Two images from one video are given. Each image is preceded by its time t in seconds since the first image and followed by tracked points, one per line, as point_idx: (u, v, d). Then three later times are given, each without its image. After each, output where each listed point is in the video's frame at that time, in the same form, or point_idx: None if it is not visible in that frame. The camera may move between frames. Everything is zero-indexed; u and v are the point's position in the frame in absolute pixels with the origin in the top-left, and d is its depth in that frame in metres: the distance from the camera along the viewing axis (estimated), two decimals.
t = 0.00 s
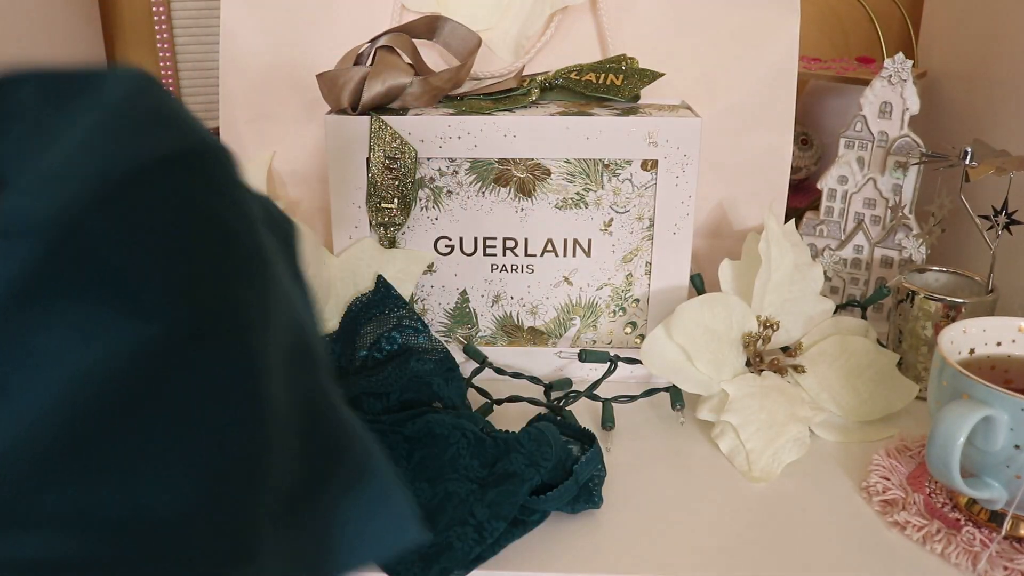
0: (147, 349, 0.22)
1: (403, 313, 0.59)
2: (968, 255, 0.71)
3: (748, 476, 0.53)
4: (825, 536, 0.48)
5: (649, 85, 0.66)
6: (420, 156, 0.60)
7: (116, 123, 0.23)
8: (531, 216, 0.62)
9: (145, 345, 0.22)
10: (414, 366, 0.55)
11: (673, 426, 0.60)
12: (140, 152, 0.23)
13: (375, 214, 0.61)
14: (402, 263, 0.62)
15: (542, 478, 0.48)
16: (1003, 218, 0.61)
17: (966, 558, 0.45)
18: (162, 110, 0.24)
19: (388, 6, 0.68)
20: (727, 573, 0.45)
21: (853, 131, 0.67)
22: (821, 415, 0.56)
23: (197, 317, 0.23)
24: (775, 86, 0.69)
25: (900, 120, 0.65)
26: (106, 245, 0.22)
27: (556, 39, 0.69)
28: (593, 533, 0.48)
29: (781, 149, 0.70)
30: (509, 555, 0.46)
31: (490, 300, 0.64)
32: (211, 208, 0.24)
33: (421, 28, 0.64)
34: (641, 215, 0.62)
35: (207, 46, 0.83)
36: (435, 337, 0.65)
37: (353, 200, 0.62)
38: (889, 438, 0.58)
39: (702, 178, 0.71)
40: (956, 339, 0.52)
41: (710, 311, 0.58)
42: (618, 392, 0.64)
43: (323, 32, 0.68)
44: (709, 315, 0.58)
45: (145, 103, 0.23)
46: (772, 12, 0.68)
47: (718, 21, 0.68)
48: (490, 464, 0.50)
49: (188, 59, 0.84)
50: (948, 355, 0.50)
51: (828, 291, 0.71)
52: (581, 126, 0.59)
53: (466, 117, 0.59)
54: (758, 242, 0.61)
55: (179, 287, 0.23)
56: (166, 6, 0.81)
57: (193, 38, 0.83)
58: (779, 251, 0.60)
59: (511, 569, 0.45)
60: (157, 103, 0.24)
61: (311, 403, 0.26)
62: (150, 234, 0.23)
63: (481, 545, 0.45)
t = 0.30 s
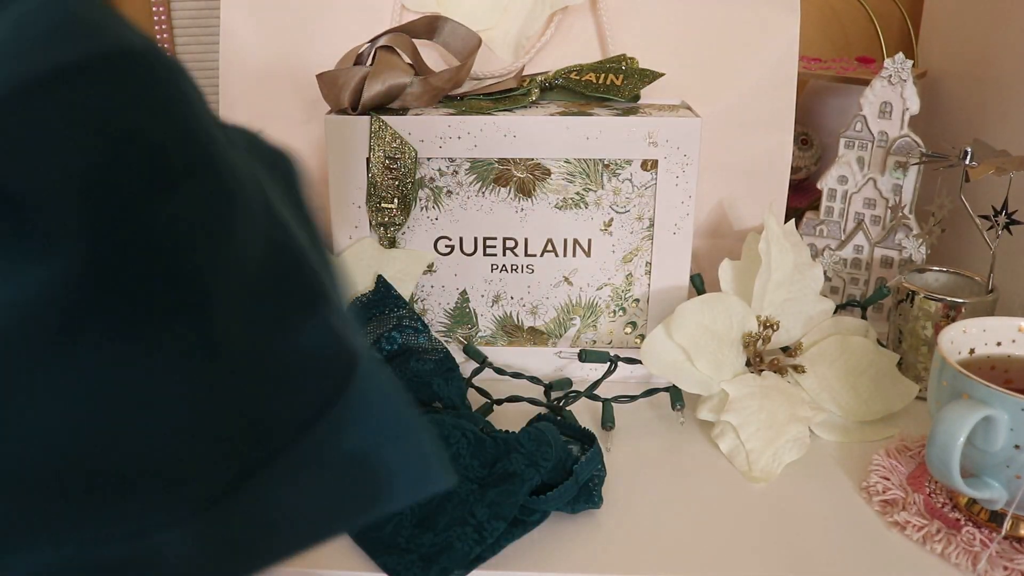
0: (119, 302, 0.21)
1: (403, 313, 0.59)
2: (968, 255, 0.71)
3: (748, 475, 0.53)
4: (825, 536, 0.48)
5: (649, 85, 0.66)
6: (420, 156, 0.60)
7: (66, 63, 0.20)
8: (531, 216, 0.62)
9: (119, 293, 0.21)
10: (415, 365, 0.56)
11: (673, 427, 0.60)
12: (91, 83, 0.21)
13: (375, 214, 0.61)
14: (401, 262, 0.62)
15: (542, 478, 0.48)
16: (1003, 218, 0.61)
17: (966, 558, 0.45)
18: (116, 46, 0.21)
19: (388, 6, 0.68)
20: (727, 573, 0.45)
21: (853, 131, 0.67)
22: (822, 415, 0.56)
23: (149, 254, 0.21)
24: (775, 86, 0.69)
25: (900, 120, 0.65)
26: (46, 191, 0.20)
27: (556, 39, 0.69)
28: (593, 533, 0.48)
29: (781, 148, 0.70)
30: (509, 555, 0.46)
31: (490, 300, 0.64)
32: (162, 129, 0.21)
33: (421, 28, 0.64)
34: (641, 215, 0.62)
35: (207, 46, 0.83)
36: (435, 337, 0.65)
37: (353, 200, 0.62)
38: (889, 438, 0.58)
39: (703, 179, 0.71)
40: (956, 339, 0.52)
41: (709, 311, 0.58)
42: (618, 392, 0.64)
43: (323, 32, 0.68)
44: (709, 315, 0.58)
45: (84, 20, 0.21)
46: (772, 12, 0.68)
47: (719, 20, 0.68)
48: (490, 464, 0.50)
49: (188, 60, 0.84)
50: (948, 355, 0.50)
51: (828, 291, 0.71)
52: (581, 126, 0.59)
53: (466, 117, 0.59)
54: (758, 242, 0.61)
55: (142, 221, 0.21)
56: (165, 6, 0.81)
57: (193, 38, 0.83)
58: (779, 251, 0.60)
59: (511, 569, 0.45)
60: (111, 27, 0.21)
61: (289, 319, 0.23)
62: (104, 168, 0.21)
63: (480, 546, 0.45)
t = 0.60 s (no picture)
0: (49, 421, 0.15)
1: (403, 313, 0.59)
2: (967, 255, 0.71)
3: (748, 476, 0.53)
4: (825, 536, 0.48)
5: (649, 85, 0.66)
6: (420, 156, 0.60)
7: (47, 144, 0.15)
8: (531, 216, 0.62)
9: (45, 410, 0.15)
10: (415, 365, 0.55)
11: (673, 427, 0.60)
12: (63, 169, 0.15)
13: (375, 213, 0.61)
14: (402, 262, 0.62)
15: (542, 478, 0.48)
16: (1003, 218, 0.61)
17: (966, 558, 0.45)
18: (114, 123, 0.16)
19: (388, 6, 0.68)
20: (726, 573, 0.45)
21: (853, 131, 0.67)
22: (821, 415, 0.56)
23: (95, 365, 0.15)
24: (774, 86, 0.69)
25: (900, 120, 0.65)
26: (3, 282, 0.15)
27: (556, 39, 0.70)
28: (593, 534, 0.48)
29: (781, 149, 0.70)
30: (508, 555, 0.46)
31: (490, 300, 0.64)
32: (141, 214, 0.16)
33: (421, 28, 0.64)
34: (641, 215, 0.62)
35: (207, 47, 0.83)
36: (436, 337, 0.65)
37: (353, 200, 0.62)
38: (889, 438, 0.58)
39: (703, 179, 0.70)
40: (956, 339, 0.52)
41: (710, 311, 0.58)
42: (618, 392, 0.65)
43: (323, 32, 0.68)
44: (708, 315, 0.58)
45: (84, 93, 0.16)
46: (772, 12, 0.68)
47: (719, 20, 0.68)
48: (490, 464, 0.50)
49: (188, 60, 0.84)
50: (948, 355, 0.50)
51: (828, 291, 0.71)
52: (581, 126, 0.59)
53: (466, 117, 0.59)
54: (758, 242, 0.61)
55: (81, 319, 0.15)
56: (166, 6, 0.81)
57: (193, 39, 0.83)
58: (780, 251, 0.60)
59: (510, 569, 0.45)
60: (111, 100, 0.16)
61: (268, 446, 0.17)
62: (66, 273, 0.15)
63: (480, 546, 0.45)
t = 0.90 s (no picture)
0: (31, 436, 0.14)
1: (403, 313, 0.59)
2: (967, 255, 0.71)
3: (748, 476, 0.53)
4: (825, 536, 0.48)
5: (649, 85, 0.66)
6: (420, 156, 0.60)
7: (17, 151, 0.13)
8: (531, 216, 0.62)
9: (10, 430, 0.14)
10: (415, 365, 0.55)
11: (673, 427, 0.60)
12: (34, 180, 0.13)
13: (375, 213, 0.61)
14: (402, 263, 0.62)
15: (542, 478, 0.48)
16: (1003, 218, 0.61)
17: (966, 558, 0.45)
18: (92, 129, 0.14)
19: (387, 6, 0.68)
20: (726, 573, 0.45)
21: (853, 131, 0.67)
22: (822, 415, 0.56)
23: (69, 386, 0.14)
24: (775, 86, 0.69)
25: (900, 120, 0.65)
26: None
27: (555, 39, 0.70)
28: (593, 534, 0.48)
29: (781, 149, 0.70)
30: (508, 555, 0.46)
31: (490, 300, 0.64)
32: (120, 225, 0.14)
33: (420, 28, 0.64)
34: (641, 215, 0.62)
35: (207, 47, 0.83)
36: (436, 337, 0.65)
37: (353, 200, 0.62)
38: (889, 438, 0.58)
39: (703, 179, 0.70)
40: (956, 339, 0.52)
41: (710, 311, 0.58)
42: (617, 392, 0.65)
43: (323, 32, 0.68)
44: (709, 315, 0.58)
45: (63, 102, 0.14)
46: (772, 12, 0.68)
47: (718, 20, 0.68)
48: (490, 464, 0.50)
49: (188, 60, 0.84)
50: (949, 355, 0.50)
51: (828, 291, 0.71)
52: (581, 126, 0.59)
53: (466, 117, 0.59)
54: (759, 242, 0.61)
55: (45, 336, 0.13)
56: (165, 6, 0.81)
57: (193, 39, 0.83)
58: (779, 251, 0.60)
59: (510, 569, 0.45)
60: (94, 108, 0.14)
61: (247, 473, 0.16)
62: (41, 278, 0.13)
63: (481, 546, 0.45)
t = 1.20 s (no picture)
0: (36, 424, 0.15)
1: (403, 313, 0.59)
2: (967, 255, 0.71)
3: (748, 476, 0.53)
4: (824, 536, 0.48)
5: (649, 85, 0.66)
6: (419, 156, 0.60)
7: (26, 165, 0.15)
8: (531, 216, 0.62)
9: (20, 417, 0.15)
10: (415, 365, 0.55)
11: (673, 427, 0.60)
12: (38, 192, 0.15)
13: (375, 213, 0.61)
14: (402, 263, 0.62)
15: (542, 478, 0.48)
16: (1003, 218, 0.61)
17: (966, 558, 0.45)
18: (90, 149, 0.15)
19: (388, 6, 0.68)
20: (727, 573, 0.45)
21: (853, 132, 0.67)
22: (822, 415, 0.56)
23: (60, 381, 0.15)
24: (774, 86, 0.69)
25: (900, 120, 0.65)
26: None
27: (555, 39, 0.70)
28: (593, 534, 0.48)
29: (781, 149, 0.70)
30: (508, 554, 0.46)
31: (490, 299, 0.64)
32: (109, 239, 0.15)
33: (420, 28, 0.64)
34: (641, 215, 0.62)
35: (207, 46, 0.83)
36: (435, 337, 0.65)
37: (353, 201, 0.62)
38: (889, 438, 0.58)
39: (703, 179, 0.70)
40: (956, 339, 0.52)
41: (710, 311, 0.58)
42: (618, 392, 0.64)
43: (323, 31, 0.68)
44: (709, 315, 0.58)
45: (59, 116, 0.15)
46: (772, 12, 0.68)
47: (718, 20, 0.68)
48: (490, 464, 0.50)
49: (188, 60, 0.84)
50: (949, 355, 0.50)
51: (828, 291, 0.71)
52: (581, 126, 0.59)
53: (466, 117, 0.59)
54: (758, 242, 0.61)
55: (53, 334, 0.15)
56: (166, 6, 0.81)
57: (193, 39, 0.83)
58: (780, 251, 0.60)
59: (510, 569, 0.45)
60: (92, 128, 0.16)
61: (215, 468, 0.17)
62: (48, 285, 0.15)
63: (481, 546, 0.45)
